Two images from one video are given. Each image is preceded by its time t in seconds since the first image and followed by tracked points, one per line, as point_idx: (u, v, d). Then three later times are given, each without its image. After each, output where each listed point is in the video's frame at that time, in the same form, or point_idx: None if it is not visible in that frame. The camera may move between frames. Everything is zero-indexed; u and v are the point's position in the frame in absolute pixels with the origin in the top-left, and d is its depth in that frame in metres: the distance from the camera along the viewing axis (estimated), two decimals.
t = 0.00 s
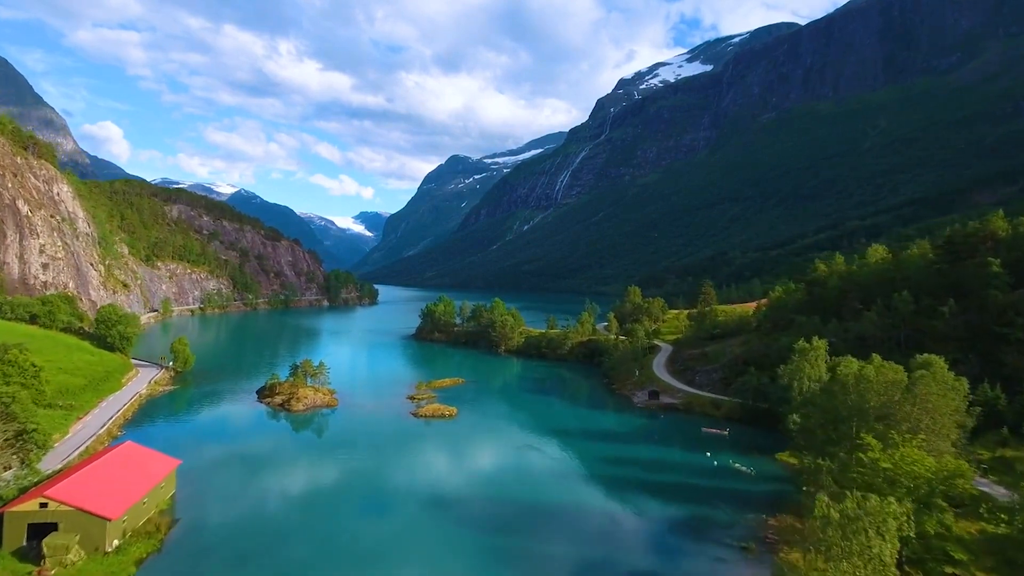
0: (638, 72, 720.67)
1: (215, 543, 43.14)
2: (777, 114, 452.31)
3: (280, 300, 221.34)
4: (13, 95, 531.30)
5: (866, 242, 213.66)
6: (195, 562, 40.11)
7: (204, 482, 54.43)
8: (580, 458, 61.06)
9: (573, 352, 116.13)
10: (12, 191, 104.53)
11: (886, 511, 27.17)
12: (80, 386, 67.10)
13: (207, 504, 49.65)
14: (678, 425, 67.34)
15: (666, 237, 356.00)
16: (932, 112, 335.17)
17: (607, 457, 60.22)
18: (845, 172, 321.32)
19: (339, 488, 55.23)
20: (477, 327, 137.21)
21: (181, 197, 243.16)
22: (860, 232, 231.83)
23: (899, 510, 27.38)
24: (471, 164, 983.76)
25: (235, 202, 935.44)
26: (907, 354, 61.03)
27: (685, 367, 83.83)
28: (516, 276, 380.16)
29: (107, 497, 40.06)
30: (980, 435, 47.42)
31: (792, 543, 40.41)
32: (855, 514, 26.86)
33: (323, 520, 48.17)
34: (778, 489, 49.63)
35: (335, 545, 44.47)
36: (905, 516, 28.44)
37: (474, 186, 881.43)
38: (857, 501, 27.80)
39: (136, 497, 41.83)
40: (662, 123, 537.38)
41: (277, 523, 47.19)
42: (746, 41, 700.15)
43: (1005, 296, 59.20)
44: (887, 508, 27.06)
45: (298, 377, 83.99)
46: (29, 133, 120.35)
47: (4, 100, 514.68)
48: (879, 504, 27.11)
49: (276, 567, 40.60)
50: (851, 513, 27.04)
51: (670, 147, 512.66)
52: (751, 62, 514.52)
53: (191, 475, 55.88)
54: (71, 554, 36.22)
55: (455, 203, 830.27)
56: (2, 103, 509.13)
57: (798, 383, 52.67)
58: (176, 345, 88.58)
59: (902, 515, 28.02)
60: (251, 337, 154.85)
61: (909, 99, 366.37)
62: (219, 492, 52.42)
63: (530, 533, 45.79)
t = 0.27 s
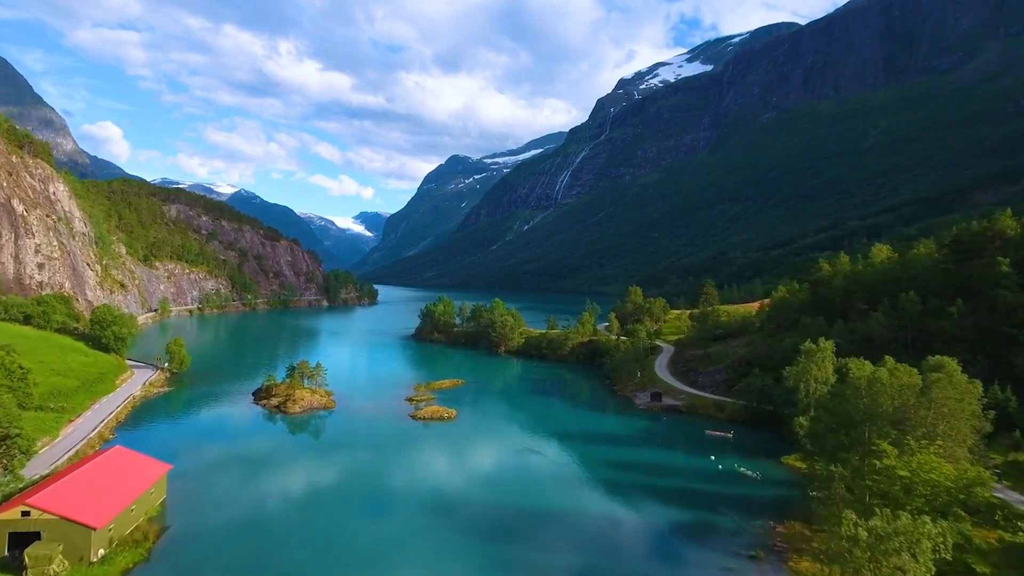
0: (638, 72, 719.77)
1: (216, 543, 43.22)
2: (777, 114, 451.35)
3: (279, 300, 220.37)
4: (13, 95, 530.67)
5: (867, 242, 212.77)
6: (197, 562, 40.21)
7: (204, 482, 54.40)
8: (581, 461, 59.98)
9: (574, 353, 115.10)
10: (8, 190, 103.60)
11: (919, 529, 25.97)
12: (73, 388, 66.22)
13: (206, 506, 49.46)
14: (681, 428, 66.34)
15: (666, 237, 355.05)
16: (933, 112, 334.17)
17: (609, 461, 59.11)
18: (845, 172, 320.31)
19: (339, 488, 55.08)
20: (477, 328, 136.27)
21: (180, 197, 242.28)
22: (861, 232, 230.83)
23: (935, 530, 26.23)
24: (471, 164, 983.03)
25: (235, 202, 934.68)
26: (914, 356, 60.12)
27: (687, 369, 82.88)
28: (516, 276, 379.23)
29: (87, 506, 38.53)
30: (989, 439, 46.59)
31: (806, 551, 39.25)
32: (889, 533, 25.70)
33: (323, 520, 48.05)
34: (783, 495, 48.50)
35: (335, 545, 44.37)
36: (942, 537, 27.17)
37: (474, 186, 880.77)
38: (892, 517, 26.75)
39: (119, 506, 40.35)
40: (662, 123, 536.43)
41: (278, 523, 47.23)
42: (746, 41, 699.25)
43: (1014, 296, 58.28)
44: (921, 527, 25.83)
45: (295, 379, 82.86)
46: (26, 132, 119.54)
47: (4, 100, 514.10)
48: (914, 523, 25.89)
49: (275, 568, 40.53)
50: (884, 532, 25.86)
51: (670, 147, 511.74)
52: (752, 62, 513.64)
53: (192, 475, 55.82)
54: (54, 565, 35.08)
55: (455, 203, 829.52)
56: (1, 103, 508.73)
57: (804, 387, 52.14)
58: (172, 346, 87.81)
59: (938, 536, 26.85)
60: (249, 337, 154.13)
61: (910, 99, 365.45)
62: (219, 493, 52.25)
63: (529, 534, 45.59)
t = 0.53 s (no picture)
0: (638, 72, 718.79)
1: (214, 543, 43.19)
2: (777, 115, 450.46)
3: (278, 300, 219.53)
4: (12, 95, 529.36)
5: (868, 242, 211.79)
6: (194, 562, 40.12)
7: (204, 484, 54.24)
8: (584, 465, 59.02)
9: (575, 354, 114.12)
10: (3, 188, 102.56)
11: (961, 555, 22.62)
12: (65, 390, 65.67)
13: (204, 507, 49.22)
14: (684, 430, 65.39)
15: (666, 237, 354.09)
16: (934, 112, 333.30)
17: (610, 465, 58.01)
18: (846, 172, 319.43)
19: (339, 489, 55.01)
20: (477, 328, 135.33)
21: (178, 196, 241.34)
22: (861, 232, 229.91)
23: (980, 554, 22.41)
24: (471, 164, 980.90)
25: (235, 202, 933.88)
26: (923, 358, 59.17)
27: (689, 370, 81.92)
28: (516, 277, 378.42)
29: (71, 515, 37.26)
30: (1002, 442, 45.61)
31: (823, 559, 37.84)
32: (925, 557, 22.88)
33: (322, 522, 47.90)
34: (790, 500, 47.36)
35: (334, 546, 44.29)
36: (988, 559, 23.34)
37: (474, 186, 879.96)
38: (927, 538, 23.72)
39: (105, 514, 39.11)
40: (662, 123, 535.62)
41: (277, 524, 47.17)
42: (746, 41, 698.28)
43: None
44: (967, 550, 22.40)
45: (291, 380, 81.68)
46: (22, 131, 118.63)
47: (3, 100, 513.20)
48: (952, 545, 22.68)
49: (272, 568, 40.46)
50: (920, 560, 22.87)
51: (670, 147, 510.99)
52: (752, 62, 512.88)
53: (192, 476, 55.64)
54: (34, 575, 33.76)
55: (455, 203, 828.95)
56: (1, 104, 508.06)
57: (811, 389, 51.52)
58: (167, 347, 86.93)
59: (983, 560, 22.99)
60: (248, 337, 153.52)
61: (910, 99, 364.52)
62: (217, 494, 52.00)
63: (527, 535, 45.27)
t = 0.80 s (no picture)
0: (638, 72, 717.61)
1: (213, 544, 42.95)
2: (778, 114, 449.45)
3: (277, 300, 218.66)
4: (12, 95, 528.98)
5: (869, 242, 210.71)
6: (192, 564, 39.89)
7: (204, 484, 53.97)
8: (589, 468, 57.98)
9: (576, 354, 113.20)
10: None
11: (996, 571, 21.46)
12: (57, 392, 64.71)
13: (203, 508, 48.95)
14: (688, 432, 64.54)
15: (667, 237, 353.23)
16: (935, 111, 332.19)
17: (612, 467, 57.32)
18: (847, 172, 318.42)
19: (339, 488, 54.88)
20: (476, 329, 134.40)
21: (177, 196, 240.54)
22: (863, 232, 228.83)
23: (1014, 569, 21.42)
24: (471, 164, 979.76)
25: (235, 202, 933.64)
26: (931, 359, 58.41)
27: (692, 371, 80.94)
28: (516, 277, 377.63)
29: (56, 521, 36.06)
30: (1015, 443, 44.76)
31: (832, 565, 36.98)
32: None
33: (323, 522, 47.76)
34: (796, 505, 46.36)
35: (334, 546, 44.20)
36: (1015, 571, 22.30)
37: (474, 186, 878.80)
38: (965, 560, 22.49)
39: (92, 520, 37.96)
40: (663, 123, 534.57)
41: (277, 525, 46.95)
42: (746, 41, 696.90)
43: None
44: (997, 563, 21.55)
45: (288, 382, 80.40)
46: (18, 130, 117.83)
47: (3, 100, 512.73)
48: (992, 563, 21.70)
49: (272, 569, 40.35)
50: None
51: (670, 147, 510.08)
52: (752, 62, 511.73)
53: (192, 476, 55.41)
54: None
55: (455, 203, 828.14)
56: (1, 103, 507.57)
57: (818, 391, 50.84)
58: (163, 347, 85.99)
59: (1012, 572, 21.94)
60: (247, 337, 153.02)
61: (911, 99, 363.47)
62: (217, 495, 51.67)
63: (527, 536, 45.14)
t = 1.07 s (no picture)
0: (638, 71, 716.36)
1: (212, 545, 43.09)
2: (779, 114, 448.36)
3: (276, 300, 217.78)
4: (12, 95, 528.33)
5: (871, 242, 209.60)
6: (191, 565, 40.09)
7: (204, 484, 54.08)
8: (597, 472, 57.14)
9: (577, 355, 112.23)
10: None
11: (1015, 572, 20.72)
12: (49, 394, 63.94)
13: (202, 509, 49.07)
14: (691, 435, 63.62)
15: (667, 237, 352.29)
16: (936, 111, 330.98)
17: (614, 469, 56.73)
18: (848, 172, 317.26)
19: (338, 488, 54.90)
20: (476, 329, 133.38)
21: (176, 196, 239.60)
22: (864, 232, 227.65)
23: None
24: (471, 164, 978.65)
25: (235, 202, 933.25)
26: (941, 362, 57.63)
27: (695, 373, 79.89)
28: (516, 277, 376.69)
29: (33, 535, 34.45)
30: None
31: (843, 575, 35.95)
32: None
33: (323, 523, 47.84)
34: (806, 512, 45.22)
35: (334, 546, 44.36)
36: None
37: (474, 186, 877.64)
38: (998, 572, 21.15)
39: (75, 531, 36.46)
40: (663, 123, 533.45)
41: (277, 526, 47.07)
42: (746, 41, 695.82)
43: None
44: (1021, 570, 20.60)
45: (284, 384, 79.17)
46: (14, 129, 117.02)
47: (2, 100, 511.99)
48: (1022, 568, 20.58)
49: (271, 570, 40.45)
50: None
51: (671, 147, 509.02)
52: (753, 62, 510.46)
53: (192, 476, 55.48)
54: None
55: (456, 204, 827.38)
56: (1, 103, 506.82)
57: (825, 393, 50.12)
58: (158, 348, 85.04)
59: None
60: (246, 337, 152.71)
61: (912, 99, 362.47)
62: (216, 496, 51.74)
63: (525, 536, 45.24)
